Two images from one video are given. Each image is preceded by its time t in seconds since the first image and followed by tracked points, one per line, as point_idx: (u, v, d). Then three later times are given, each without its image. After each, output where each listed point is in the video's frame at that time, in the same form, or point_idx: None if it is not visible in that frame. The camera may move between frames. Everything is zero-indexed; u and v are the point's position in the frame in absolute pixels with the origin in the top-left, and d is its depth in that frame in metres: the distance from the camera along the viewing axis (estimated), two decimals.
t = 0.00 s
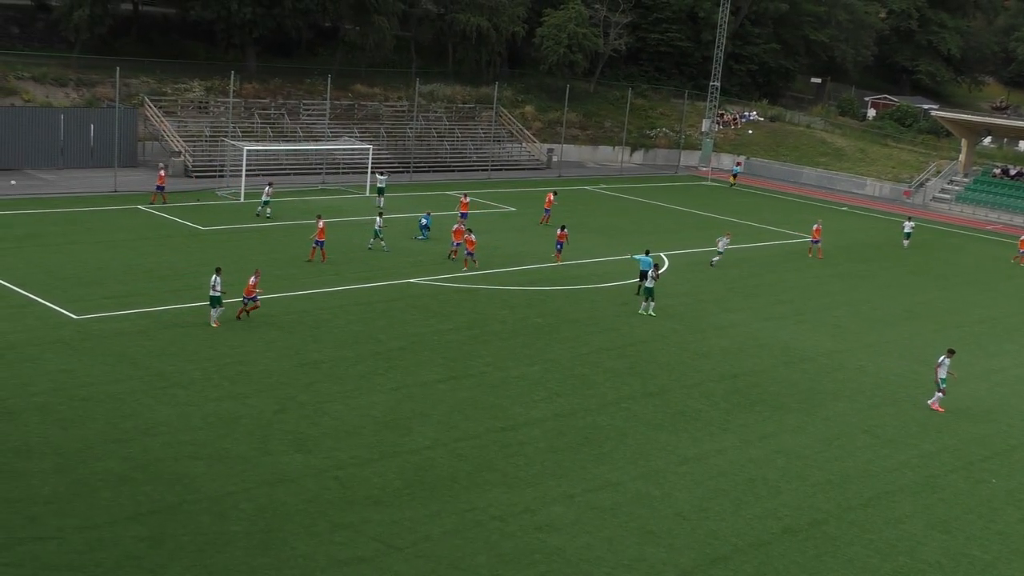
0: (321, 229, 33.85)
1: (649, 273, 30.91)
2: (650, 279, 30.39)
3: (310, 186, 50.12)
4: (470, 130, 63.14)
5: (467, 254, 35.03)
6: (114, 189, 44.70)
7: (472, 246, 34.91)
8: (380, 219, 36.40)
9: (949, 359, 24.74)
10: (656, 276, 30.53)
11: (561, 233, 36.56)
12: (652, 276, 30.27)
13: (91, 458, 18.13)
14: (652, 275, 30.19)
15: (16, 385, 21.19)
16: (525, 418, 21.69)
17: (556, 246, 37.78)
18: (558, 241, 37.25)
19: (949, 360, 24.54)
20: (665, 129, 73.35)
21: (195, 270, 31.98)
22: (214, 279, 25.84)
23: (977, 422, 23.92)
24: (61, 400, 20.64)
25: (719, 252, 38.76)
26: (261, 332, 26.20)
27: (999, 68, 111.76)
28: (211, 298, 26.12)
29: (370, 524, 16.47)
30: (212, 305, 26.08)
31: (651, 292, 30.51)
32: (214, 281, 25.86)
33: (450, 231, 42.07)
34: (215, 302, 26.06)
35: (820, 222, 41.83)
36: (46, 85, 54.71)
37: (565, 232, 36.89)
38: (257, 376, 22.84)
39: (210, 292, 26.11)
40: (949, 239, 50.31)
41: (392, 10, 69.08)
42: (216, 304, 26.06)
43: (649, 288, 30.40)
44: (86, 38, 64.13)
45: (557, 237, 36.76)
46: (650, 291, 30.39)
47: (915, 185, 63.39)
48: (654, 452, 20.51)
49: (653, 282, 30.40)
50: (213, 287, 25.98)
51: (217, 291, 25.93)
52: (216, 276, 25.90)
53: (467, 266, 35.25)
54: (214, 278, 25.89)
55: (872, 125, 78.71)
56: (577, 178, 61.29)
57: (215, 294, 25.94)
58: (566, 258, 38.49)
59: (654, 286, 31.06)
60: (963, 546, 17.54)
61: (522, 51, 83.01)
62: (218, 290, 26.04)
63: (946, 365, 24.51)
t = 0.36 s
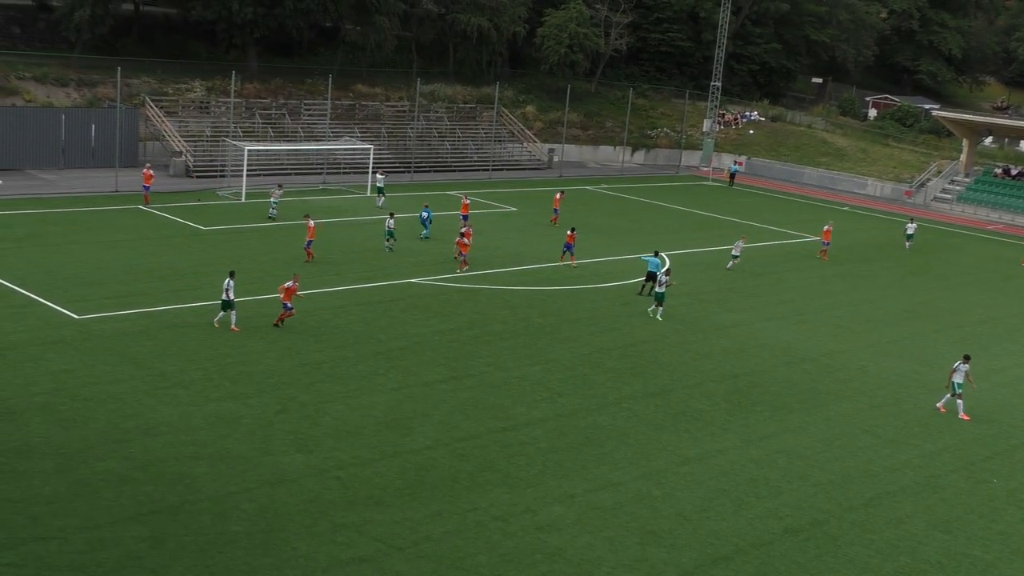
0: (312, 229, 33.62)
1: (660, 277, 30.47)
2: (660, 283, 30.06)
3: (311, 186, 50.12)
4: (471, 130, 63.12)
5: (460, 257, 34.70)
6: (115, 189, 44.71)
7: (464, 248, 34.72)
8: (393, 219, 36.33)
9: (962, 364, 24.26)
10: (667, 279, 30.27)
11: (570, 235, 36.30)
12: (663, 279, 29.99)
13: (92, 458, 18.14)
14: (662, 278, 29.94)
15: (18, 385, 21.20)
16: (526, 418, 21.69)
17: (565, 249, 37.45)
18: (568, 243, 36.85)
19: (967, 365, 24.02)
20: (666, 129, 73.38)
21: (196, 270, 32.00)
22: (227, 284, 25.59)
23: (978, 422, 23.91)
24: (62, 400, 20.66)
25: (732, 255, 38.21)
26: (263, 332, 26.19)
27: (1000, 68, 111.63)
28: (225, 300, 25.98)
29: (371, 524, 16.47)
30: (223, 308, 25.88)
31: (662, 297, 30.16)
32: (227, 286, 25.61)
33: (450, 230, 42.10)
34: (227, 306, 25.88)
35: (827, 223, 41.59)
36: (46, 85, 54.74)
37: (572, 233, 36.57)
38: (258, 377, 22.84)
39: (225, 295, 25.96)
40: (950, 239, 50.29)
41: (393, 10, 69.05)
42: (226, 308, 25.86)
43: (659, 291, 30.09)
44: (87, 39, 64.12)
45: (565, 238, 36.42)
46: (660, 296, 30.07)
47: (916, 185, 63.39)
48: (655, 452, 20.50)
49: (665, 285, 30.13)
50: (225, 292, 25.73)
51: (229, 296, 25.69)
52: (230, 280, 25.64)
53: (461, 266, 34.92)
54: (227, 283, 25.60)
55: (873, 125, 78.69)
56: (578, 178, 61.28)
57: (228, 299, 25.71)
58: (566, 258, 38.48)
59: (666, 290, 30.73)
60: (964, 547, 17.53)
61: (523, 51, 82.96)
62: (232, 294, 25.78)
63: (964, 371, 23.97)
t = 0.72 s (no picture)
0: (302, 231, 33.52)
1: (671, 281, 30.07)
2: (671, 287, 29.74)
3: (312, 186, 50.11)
4: (472, 130, 63.11)
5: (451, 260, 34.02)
6: (116, 189, 44.72)
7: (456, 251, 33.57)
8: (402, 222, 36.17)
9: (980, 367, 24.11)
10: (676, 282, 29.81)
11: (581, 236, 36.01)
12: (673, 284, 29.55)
13: (93, 458, 18.14)
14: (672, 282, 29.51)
15: (18, 385, 21.20)
16: (527, 418, 21.69)
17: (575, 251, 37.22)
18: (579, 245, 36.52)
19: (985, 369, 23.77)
20: (667, 129, 73.43)
21: (197, 270, 32.01)
22: (239, 286, 25.33)
23: (979, 421, 23.91)
24: (63, 400, 20.66)
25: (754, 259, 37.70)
26: (263, 332, 26.20)
27: (1001, 68, 111.60)
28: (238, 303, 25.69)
29: (372, 524, 16.48)
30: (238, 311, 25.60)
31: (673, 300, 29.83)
32: (239, 288, 25.32)
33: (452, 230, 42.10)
34: (240, 309, 25.56)
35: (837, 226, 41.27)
36: (47, 85, 54.75)
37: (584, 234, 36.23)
38: (259, 376, 22.84)
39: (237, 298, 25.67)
40: (951, 239, 50.27)
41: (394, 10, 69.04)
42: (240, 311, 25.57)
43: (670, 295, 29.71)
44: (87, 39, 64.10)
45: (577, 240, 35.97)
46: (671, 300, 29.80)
47: (917, 185, 63.39)
48: (656, 452, 20.49)
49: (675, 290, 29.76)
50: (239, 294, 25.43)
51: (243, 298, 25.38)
52: (243, 282, 25.36)
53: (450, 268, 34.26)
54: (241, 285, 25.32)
55: (873, 125, 78.66)
56: (579, 178, 61.27)
57: (241, 301, 25.40)
58: (567, 258, 38.49)
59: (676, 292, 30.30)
60: (964, 547, 17.53)
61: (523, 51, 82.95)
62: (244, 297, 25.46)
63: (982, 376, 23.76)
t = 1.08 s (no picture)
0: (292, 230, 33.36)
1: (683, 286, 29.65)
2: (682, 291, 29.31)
3: (312, 187, 50.10)
4: (472, 130, 63.06)
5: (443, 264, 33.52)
6: (117, 189, 44.70)
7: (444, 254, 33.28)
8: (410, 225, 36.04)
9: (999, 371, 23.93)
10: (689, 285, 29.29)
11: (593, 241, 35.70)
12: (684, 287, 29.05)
13: (94, 458, 18.12)
14: (683, 286, 29.02)
15: (19, 386, 21.19)
16: (527, 418, 21.68)
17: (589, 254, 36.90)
18: (591, 248, 36.20)
19: (1005, 374, 23.52)
20: (668, 129, 73.45)
21: (198, 270, 32.00)
22: (252, 289, 25.25)
23: (981, 421, 23.89)
24: (64, 400, 20.65)
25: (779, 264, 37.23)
26: (264, 331, 26.17)
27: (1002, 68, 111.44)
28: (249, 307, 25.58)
29: (372, 525, 16.47)
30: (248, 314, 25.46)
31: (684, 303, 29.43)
32: (251, 291, 25.25)
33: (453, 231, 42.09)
34: (252, 312, 25.43)
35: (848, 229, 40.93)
36: (48, 85, 54.73)
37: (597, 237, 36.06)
38: (260, 376, 22.83)
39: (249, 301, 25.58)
40: (952, 239, 50.24)
41: (394, 9, 69.01)
42: (251, 314, 25.43)
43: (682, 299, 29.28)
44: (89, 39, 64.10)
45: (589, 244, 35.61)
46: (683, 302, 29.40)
47: (918, 184, 63.36)
48: (657, 453, 20.47)
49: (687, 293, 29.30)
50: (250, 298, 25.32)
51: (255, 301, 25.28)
52: (255, 285, 25.32)
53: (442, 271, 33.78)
54: (254, 289, 25.22)
55: (874, 125, 78.63)
56: (579, 178, 61.23)
57: (253, 304, 25.28)
58: (568, 258, 38.49)
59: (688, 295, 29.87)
60: (966, 547, 17.52)
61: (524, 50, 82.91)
62: (256, 300, 25.38)
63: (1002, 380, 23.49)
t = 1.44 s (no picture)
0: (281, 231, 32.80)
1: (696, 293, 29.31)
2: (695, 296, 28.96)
3: (313, 188, 50.10)
4: (472, 131, 63.10)
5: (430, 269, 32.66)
6: (117, 190, 44.69)
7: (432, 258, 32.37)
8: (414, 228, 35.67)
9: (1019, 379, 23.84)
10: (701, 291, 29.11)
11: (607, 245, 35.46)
12: (697, 293, 28.85)
13: (95, 460, 18.12)
14: (696, 291, 28.81)
15: (20, 387, 21.20)
16: (528, 420, 21.68)
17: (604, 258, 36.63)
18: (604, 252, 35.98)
19: None
20: (668, 130, 73.49)
21: (198, 271, 31.99)
22: (266, 295, 25.10)
23: (981, 423, 23.89)
24: (65, 401, 20.65)
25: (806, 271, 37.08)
26: (265, 333, 26.18)
27: (1003, 68, 111.40)
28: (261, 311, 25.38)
29: (373, 525, 16.48)
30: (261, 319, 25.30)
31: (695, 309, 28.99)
32: (264, 297, 25.06)
33: (454, 231, 42.14)
34: (264, 317, 25.26)
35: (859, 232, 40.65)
36: (48, 86, 54.73)
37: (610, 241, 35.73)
38: (261, 377, 22.84)
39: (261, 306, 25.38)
40: (952, 240, 50.24)
41: (395, 10, 69.03)
42: (263, 319, 25.22)
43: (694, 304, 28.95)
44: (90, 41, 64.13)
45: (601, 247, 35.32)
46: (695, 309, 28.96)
47: (918, 185, 63.36)
48: (658, 454, 20.46)
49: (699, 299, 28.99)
50: (262, 304, 25.18)
51: (268, 308, 25.13)
52: (269, 291, 25.20)
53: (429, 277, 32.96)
54: (268, 294, 25.06)
55: (873, 126, 78.70)
56: (580, 179, 61.24)
57: (265, 309, 25.12)
58: (569, 259, 38.52)
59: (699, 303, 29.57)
60: (966, 547, 17.52)
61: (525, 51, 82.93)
62: (269, 305, 25.22)
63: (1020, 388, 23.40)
